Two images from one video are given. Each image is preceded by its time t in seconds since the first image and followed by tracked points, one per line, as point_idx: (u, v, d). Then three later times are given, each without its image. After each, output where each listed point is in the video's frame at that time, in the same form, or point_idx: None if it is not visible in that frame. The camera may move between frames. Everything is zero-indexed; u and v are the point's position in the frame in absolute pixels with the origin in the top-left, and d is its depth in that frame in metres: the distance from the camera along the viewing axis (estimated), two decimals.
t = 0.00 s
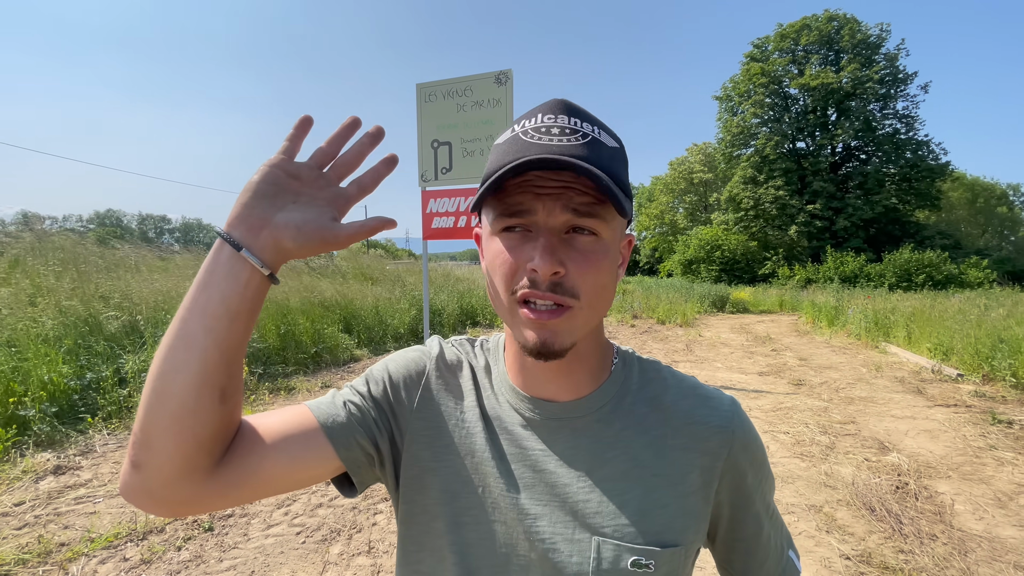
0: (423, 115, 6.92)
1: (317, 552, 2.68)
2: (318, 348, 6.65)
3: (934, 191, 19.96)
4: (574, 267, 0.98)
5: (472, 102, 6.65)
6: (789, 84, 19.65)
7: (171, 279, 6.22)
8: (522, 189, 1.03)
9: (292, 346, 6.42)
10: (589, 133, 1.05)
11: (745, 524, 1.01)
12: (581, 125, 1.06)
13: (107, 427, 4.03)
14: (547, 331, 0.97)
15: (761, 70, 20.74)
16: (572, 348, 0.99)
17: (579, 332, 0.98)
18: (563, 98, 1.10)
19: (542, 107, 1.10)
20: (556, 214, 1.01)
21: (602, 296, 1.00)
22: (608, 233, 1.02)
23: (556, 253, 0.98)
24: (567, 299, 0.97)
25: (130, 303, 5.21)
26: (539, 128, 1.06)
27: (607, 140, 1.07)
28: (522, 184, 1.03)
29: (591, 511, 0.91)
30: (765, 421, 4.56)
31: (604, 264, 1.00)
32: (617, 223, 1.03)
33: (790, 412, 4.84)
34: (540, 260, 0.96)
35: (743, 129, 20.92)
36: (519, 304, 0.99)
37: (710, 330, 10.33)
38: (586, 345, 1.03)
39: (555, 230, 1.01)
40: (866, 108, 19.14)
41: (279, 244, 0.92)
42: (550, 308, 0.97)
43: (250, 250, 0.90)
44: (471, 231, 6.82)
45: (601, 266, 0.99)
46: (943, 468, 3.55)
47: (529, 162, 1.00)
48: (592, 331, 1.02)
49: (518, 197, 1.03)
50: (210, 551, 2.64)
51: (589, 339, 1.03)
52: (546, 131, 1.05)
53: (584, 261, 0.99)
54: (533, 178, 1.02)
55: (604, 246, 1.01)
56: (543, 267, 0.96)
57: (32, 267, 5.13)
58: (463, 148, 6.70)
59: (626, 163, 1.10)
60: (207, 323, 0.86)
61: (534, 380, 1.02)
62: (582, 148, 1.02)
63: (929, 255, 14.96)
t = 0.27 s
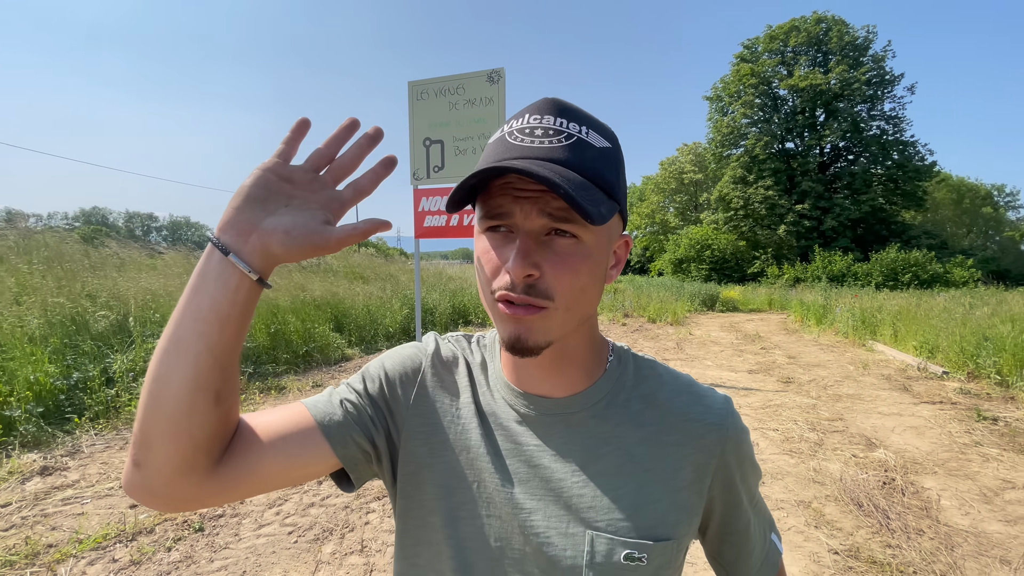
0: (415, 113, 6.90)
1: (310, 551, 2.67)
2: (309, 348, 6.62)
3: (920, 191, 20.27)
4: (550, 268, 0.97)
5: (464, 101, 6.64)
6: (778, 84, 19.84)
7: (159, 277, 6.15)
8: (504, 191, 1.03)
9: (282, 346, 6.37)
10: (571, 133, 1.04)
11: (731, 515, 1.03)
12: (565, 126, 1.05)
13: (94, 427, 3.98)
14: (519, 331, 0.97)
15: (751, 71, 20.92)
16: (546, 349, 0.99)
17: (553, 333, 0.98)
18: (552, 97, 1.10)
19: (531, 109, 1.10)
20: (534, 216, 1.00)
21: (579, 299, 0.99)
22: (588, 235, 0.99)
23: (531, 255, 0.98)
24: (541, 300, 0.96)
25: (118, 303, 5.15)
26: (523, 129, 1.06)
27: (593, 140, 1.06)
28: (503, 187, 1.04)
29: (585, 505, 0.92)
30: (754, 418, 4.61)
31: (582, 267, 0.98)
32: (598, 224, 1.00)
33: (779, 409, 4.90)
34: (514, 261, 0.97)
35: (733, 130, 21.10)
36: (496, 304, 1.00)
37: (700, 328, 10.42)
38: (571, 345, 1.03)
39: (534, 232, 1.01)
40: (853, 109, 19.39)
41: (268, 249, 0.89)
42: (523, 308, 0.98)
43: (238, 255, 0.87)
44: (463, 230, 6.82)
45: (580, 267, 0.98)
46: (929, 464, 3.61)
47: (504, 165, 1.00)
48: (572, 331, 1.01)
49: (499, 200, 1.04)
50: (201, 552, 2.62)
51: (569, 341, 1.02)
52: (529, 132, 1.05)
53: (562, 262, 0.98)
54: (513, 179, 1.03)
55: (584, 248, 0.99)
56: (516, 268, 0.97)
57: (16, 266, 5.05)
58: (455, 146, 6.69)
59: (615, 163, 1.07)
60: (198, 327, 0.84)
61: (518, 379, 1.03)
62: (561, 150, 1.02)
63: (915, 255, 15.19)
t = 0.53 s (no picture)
0: (406, 111, 6.87)
1: (303, 550, 2.66)
2: (299, 346, 6.58)
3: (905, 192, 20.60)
4: (559, 259, 0.99)
5: (456, 98, 6.63)
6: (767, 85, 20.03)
7: (146, 276, 6.07)
8: (517, 182, 1.05)
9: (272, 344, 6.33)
10: (585, 128, 1.05)
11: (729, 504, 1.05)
12: (580, 120, 1.06)
13: (81, 427, 3.93)
14: (528, 318, 0.99)
15: (740, 71, 21.10)
16: (554, 337, 1.00)
17: (561, 322, 0.99)
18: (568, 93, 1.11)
19: (547, 102, 1.11)
20: (544, 207, 1.02)
21: (586, 290, 1.00)
22: (597, 227, 1.01)
23: (541, 245, 0.99)
24: (549, 289, 0.98)
25: (104, 301, 5.09)
26: (538, 121, 1.07)
27: (606, 135, 1.07)
28: (516, 180, 1.05)
29: (589, 495, 0.94)
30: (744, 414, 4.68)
31: (589, 259, 1.00)
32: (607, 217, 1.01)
33: (768, 406, 4.97)
34: (524, 251, 0.99)
35: (722, 129, 21.27)
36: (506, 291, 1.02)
37: (689, 326, 10.52)
38: (578, 336, 1.04)
39: (545, 223, 1.02)
40: (840, 110, 19.64)
41: (254, 287, 0.88)
42: (532, 296, 0.99)
43: (224, 298, 0.87)
44: (455, 228, 6.82)
45: (588, 259, 0.99)
46: (914, 459, 3.69)
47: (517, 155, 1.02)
48: (579, 322, 1.02)
49: (512, 191, 1.05)
50: (193, 551, 2.60)
51: (576, 331, 1.04)
52: (544, 124, 1.06)
53: (571, 254, 0.99)
54: (526, 171, 1.04)
55: (592, 240, 1.01)
56: (526, 257, 0.98)
57: None
58: (447, 144, 6.68)
59: (627, 160, 1.08)
60: (196, 371, 0.84)
61: (526, 367, 1.04)
62: (575, 143, 1.03)
63: (900, 254, 15.44)
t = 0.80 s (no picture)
0: (398, 107, 6.85)
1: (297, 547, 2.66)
2: (289, 344, 6.55)
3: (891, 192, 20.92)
4: (593, 247, 1.02)
5: (449, 96, 6.63)
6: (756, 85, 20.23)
7: (134, 273, 6.02)
8: (546, 173, 1.05)
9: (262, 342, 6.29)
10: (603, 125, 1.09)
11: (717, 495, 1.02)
12: (593, 119, 1.09)
13: (69, 426, 3.90)
14: (564, 304, 1.01)
15: (730, 71, 21.28)
16: (585, 322, 1.04)
17: (594, 306, 1.04)
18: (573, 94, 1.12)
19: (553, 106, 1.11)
20: (578, 197, 1.05)
21: (611, 276, 1.05)
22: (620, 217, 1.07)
23: (576, 234, 1.02)
24: (588, 277, 1.01)
25: (92, 299, 5.05)
26: (557, 120, 1.07)
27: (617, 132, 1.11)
28: (545, 170, 1.05)
29: (586, 480, 0.97)
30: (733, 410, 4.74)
31: (615, 246, 1.06)
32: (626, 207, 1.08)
33: (756, 402, 5.05)
34: (565, 239, 1.00)
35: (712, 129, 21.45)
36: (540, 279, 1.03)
37: (679, 324, 10.62)
38: (597, 320, 1.09)
39: (576, 214, 1.05)
40: (828, 110, 19.90)
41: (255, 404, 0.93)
42: (571, 283, 1.01)
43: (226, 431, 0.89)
44: (448, 226, 6.82)
45: (614, 247, 1.06)
46: (899, 454, 3.77)
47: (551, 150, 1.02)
48: (601, 307, 1.08)
49: (542, 181, 1.05)
50: (185, 549, 2.59)
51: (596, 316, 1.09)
52: (563, 121, 1.06)
53: (601, 242, 1.04)
54: (556, 163, 1.04)
55: (615, 229, 1.07)
56: (567, 244, 1.00)
57: None
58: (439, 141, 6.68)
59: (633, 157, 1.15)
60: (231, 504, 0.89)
61: (553, 353, 1.05)
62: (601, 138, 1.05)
63: (886, 253, 15.69)
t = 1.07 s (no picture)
0: (390, 104, 6.83)
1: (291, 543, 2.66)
2: (280, 342, 6.52)
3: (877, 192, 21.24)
4: (574, 246, 1.04)
5: (441, 93, 6.62)
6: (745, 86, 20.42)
7: (122, 270, 5.95)
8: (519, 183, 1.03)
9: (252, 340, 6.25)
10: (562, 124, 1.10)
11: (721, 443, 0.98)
12: (550, 117, 1.12)
13: (57, 424, 3.86)
14: (552, 312, 1.02)
15: (720, 72, 21.44)
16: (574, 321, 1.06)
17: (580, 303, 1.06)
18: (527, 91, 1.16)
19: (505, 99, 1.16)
20: (553, 202, 1.05)
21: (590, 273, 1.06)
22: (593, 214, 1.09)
23: (558, 240, 1.02)
24: (574, 280, 1.02)
25: (78, 296, 5.00)
26: (517, 123, 1.10)
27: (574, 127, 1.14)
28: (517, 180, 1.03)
29: (570, 452, 0.99)
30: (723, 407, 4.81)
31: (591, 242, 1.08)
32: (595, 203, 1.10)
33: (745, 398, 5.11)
34: (549, 249, 1.00)
35: (702, 129, 21.62)
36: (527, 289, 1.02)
37: (669, 322, 10.71)
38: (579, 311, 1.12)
39: (552, 218, 1.06)
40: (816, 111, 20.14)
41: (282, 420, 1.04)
42: (559, 290, 1.02)
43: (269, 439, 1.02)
44: (440, 223, 6.82)
45: (592, 240, 1.08)
46: (884, 448, 3.85)
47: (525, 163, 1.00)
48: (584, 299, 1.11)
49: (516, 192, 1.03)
50: (178, 546, 2.58)
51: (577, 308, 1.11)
52: (524, 125, 1.10)
53: (580, 238, 1.06)
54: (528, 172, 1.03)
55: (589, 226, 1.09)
56: (552, 253, 0.99)
57: None
58: (431, 139, 6.68)
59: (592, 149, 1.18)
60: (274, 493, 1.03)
61: (542, 357, 1.07)
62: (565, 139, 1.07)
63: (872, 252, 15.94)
